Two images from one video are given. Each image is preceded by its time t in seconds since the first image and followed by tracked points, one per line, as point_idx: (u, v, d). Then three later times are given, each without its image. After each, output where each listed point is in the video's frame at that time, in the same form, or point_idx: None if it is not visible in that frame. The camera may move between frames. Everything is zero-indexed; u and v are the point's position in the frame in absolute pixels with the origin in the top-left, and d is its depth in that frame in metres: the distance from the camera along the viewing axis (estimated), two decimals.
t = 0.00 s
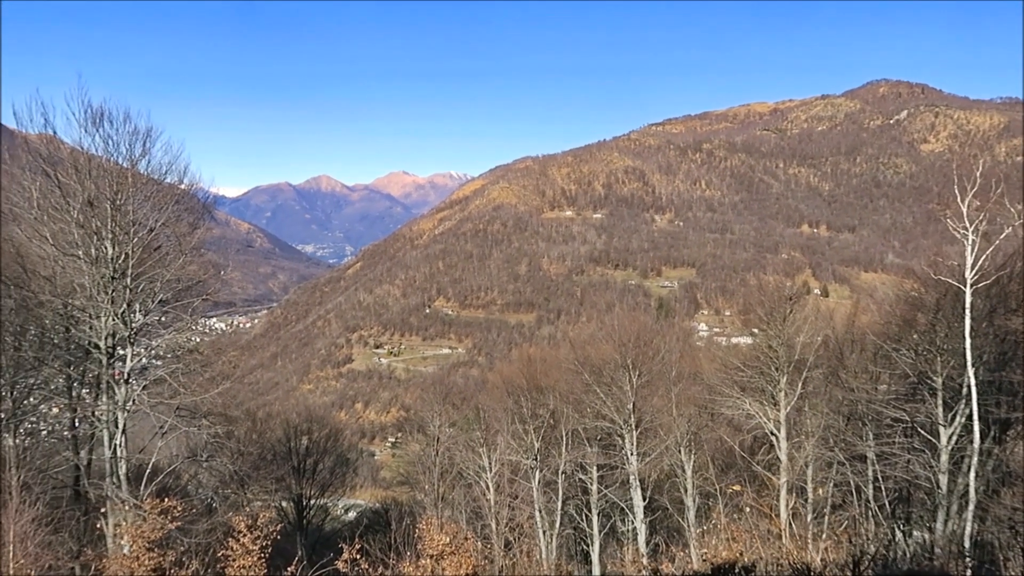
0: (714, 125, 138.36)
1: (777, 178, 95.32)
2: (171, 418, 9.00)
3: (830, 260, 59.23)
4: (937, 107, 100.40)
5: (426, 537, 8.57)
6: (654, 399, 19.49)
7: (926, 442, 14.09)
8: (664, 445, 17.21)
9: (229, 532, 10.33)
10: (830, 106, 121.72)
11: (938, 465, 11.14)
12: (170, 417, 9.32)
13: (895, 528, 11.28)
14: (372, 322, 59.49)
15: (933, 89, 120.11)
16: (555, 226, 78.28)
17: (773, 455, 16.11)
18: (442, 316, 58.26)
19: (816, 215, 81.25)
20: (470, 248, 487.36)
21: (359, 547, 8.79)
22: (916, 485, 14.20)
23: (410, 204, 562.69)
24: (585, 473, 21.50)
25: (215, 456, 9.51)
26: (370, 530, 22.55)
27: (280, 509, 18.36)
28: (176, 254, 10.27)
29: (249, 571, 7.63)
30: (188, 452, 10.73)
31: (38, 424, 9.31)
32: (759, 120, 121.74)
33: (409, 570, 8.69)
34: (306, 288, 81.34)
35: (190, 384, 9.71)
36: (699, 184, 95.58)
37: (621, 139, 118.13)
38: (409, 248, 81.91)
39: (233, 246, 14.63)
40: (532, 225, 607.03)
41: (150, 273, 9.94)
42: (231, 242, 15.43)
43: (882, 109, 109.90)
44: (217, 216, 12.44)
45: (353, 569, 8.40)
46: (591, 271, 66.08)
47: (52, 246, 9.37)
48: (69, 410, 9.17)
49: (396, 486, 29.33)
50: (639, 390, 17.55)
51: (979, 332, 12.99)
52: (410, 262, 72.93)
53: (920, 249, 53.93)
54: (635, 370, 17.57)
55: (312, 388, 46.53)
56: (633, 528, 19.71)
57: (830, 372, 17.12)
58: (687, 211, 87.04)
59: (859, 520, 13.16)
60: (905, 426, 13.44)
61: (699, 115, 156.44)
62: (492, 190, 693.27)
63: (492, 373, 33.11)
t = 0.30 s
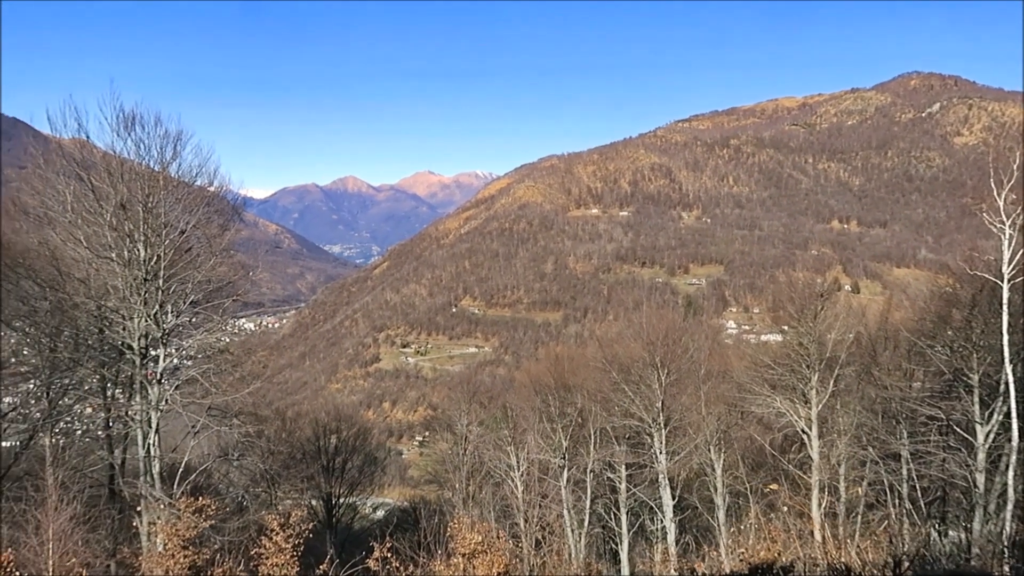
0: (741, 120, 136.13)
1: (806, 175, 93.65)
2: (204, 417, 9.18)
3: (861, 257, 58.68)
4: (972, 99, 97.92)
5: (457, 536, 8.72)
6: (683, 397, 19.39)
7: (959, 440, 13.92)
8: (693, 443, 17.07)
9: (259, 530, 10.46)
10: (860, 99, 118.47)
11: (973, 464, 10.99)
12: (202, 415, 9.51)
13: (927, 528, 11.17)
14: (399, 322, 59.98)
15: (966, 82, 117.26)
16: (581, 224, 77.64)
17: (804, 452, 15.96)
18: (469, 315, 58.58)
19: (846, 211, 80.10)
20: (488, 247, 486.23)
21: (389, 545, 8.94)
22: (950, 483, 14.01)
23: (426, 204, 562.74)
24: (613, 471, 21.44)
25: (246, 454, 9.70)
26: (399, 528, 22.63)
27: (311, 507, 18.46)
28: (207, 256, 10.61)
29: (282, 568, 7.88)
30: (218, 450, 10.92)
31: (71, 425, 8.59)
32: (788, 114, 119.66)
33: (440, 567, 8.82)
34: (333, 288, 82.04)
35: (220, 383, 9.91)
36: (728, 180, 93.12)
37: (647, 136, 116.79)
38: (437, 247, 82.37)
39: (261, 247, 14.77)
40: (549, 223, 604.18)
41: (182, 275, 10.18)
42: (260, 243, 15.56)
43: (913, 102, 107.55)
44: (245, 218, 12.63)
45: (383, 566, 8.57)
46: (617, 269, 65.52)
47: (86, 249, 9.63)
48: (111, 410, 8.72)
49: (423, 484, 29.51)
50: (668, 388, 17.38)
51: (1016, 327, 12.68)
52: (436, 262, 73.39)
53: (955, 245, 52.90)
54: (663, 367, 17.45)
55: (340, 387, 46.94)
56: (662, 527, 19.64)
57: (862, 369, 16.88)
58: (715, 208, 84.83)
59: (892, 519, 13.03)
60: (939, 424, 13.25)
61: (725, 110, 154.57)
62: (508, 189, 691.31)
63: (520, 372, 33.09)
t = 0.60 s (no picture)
0: (771, 113, 133.26)
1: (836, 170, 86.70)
2: (237, 417, 9.27)
3: (893, 252, 57.61)
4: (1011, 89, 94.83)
5: (488, 534, 8.83)
6: (712, 395, 19.28)
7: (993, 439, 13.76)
8: (723, 442, 16.99)
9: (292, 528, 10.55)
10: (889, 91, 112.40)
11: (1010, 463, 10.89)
12: (234, 415, 9.64)
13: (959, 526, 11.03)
14: (427, 322, 60.38)
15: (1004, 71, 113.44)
16: (608, 222, 76.87)
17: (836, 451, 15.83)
18: (495, 315, 58.82)
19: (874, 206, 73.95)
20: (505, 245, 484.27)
21: (420, 544, 9.01)
22: (985, 482, 13.84)
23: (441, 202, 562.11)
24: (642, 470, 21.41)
25: (278, 453, 9.79)
26: (429, 527, 22.87)
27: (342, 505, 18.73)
28: (238, 257, 10.67)
29: (313, 567, 8.00)
30: (250, 448, 11.03)
31: (109, 422, 10.01)
32: (818, 107, 116.90)
33: (471, 565, 8.92)
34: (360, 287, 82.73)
35: (252, 383, 10.00)
36: (755, 176, 88.95)
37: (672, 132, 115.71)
38: (464, 246, 82.68)
39: (291, 248, 14.94)
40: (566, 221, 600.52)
41: (213, 276, 10.30)
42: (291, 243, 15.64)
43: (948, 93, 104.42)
44: (275, 219, 12.68)
45: (414, 565, 8.65)
46: (643, 267, 64.80)
47: (120, 251, 9.81)
48: (141, 406, 9.90)
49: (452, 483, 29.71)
50: (697, 387, 17.33)
51: None
52: (463, 262, 73.84)
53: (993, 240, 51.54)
54: (693, 366, 17.38)
55: (369, 386, 47.42)
56: (691, 526, 19.56)
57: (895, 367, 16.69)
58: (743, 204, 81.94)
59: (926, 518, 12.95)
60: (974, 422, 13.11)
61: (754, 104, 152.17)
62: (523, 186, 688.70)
63: (549, 371, 32.98)
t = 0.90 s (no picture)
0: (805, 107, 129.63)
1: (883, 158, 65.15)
2: (271, 415, 9.45)
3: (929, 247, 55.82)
4: None
5: (516, 532, 8.88)
6: (741, 394, 19.23)
7: None
8: (753, 441, 16.95)
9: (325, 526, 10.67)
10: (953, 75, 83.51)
11: None
12: (268, 414, 9.82)
13: (996, 526, 10.86)
14: (457, 321, 61.01)
15: None
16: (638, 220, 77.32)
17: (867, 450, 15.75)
18: (524, 313, 59.20)
19: None
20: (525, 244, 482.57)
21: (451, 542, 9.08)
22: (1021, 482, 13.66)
23: (457, 201, 562.22)
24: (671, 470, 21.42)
25: (310, 451, 9.93)
26: (460, 525, 23.17)
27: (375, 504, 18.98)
28: (271, 258, 10.85)
29: (347, 564, 8.14)
30: (284, 447, 11.19)
31: (147, 421, 10.44)
32: (851, 99, 112.58)
33: (500, 564, 8.97)
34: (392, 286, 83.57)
35: (285, 383, 10.17)
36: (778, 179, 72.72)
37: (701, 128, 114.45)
38: (492, 246, 83.00)
39: (323, 248, 15.09)
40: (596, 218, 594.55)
41: (247, 276, 10.55)
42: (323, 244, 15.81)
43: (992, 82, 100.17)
44: (306, 219, 12.82)
45: (445, 563, 8.72)
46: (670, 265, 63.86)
47: (157, 253, 10.20)
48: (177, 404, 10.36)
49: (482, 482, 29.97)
50: (727, 385, 17.41)
51: None
52: (492, 262, 74.45)
53: None
54: (722, 364, 17.47)
55: (401, 384, 48.04)
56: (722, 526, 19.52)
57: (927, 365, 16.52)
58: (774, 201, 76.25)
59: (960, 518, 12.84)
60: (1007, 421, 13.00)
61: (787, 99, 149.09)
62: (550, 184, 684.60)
63: (577, 369, 32.95)
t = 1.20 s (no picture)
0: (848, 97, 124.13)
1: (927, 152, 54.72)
2: (308, 414, 9.66)
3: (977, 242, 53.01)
4: None
5: (548, 532, 8.85)
6: (774, 394, 19.23)
7: None
8: (787, 441, 16.99)
9: (362, 525, 10.71)
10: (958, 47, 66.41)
11: None
12: (304, 412, 10.01)
13: None
14: (490, 321, 60.80)
15: None
16: (668, 218, 72.74)
17: (903, 450, 15.68)
18: (557, 313, 58.51)
19: None
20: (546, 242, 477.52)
21: (483, 542, 9.08)
22: None
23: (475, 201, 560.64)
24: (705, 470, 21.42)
25: (345, 449, 10.07)
26: (494, 523, 23.43)
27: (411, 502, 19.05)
28: (307, 259, 11.07)
29: (381, 562, 8.20)
30: (320, 445, 11.31)
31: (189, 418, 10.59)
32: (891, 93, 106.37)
33: (532, 563, 8.94)
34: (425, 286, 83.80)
35: (321, 382, 10.36)
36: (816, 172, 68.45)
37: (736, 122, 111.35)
38: (524, 245, 81.99)
39: (359, 249, 15.26)
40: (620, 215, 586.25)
41: (283, 277, 10.80)
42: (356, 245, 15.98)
43: None
44: (340, 221, 13.03)
45: (477, 563, 8.71)
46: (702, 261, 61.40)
47: (196, 254, 10.58)
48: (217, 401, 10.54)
49: (515, 481, 30.12)
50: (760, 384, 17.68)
51: None
52: (525, 261, 72.60)
53: None
54: (755, 363, 17.67)
55: (434, 384, 48.26)
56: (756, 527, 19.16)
57: (966, 363, 16.32)
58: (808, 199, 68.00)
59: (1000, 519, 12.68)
60: None
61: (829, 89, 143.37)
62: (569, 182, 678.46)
63: (610, 369, 32.45)
